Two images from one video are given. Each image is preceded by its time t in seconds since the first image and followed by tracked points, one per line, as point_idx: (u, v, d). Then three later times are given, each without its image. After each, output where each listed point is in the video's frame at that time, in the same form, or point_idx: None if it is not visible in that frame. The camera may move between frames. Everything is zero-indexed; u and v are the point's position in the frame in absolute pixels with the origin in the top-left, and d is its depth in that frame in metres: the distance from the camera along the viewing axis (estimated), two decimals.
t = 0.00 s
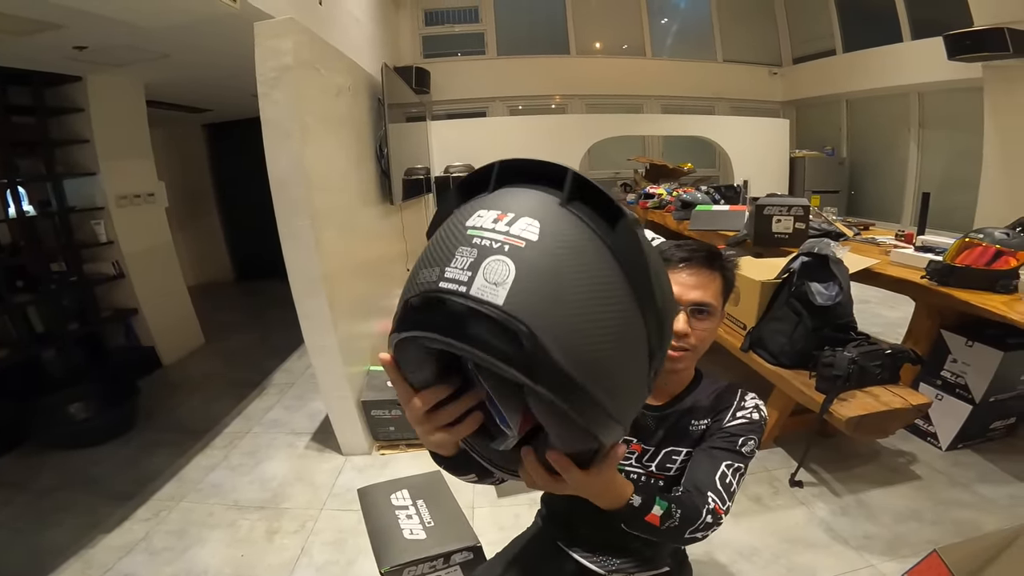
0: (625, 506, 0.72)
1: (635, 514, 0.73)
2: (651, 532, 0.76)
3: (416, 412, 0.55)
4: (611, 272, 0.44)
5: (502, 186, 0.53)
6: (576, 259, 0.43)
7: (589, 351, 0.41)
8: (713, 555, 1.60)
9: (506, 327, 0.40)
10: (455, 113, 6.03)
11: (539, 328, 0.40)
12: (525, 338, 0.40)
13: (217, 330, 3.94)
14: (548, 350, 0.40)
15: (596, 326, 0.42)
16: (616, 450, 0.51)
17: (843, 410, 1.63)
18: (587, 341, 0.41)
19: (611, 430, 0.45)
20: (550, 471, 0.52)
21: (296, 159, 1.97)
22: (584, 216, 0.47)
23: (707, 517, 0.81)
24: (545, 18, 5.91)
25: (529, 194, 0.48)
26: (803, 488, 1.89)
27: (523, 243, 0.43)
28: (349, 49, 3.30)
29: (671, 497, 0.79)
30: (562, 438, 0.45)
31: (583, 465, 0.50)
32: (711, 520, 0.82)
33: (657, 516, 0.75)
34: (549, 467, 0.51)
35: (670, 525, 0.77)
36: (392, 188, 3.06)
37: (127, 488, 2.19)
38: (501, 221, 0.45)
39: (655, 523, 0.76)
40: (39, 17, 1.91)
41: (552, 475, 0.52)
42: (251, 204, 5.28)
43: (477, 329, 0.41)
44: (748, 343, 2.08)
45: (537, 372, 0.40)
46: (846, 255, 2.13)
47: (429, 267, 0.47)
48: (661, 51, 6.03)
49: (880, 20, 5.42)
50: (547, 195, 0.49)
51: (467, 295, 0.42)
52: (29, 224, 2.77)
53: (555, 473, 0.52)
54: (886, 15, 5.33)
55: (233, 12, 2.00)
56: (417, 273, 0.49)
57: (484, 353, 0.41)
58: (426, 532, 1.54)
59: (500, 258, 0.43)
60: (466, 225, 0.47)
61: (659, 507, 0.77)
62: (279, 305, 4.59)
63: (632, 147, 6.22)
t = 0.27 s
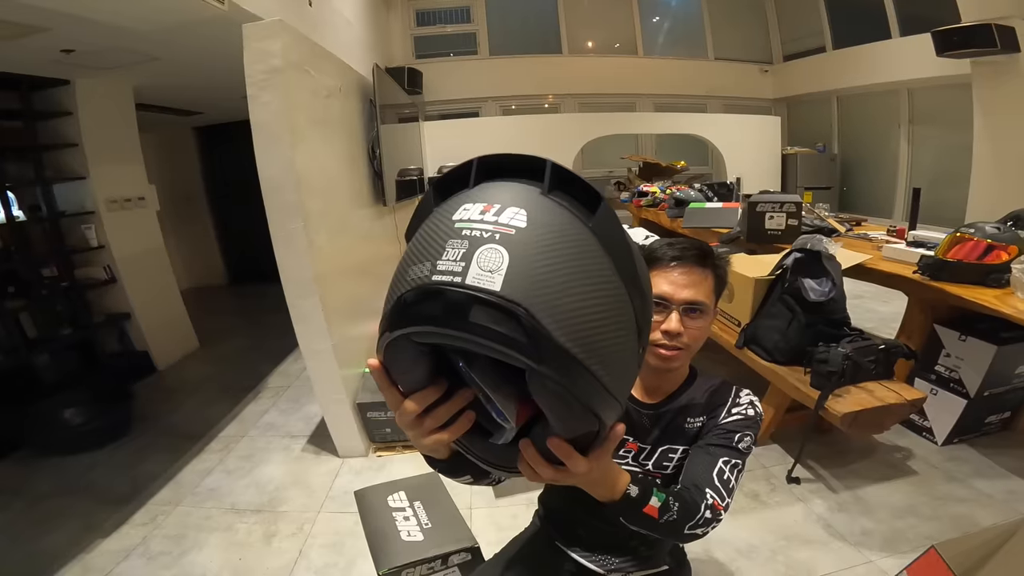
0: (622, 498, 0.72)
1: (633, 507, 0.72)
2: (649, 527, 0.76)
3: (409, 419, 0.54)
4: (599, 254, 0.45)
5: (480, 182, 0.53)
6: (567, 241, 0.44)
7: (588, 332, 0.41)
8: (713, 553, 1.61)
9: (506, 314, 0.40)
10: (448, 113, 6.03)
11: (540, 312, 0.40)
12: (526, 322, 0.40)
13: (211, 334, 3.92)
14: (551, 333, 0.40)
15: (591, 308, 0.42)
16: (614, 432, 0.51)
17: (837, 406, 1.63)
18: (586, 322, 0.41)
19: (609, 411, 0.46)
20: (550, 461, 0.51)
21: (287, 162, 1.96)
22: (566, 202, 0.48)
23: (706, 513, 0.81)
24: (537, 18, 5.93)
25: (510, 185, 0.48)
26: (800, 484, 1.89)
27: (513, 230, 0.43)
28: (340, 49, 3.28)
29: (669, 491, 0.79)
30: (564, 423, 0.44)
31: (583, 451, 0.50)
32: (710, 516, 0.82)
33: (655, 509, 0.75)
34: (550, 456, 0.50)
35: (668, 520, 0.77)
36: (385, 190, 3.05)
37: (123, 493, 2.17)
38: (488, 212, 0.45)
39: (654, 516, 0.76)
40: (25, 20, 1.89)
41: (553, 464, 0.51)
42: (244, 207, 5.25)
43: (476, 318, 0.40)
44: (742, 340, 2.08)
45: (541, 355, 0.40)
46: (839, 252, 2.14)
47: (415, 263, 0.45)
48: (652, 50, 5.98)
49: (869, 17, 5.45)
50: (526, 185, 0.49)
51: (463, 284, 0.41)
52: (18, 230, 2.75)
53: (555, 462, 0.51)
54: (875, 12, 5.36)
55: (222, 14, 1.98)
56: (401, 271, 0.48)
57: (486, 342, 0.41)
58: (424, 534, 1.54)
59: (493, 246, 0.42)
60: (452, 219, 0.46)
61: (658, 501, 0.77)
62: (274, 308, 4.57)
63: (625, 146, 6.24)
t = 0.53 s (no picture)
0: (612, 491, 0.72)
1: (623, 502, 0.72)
2: (641, 525, 0.76)
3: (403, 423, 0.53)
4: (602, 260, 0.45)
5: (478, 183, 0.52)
6: (572, 247, 0.43)
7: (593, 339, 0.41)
8: (705, 554, 1.60)
9: (511, 323, 0.39)
10: (446, 113, 6.03)
11: (547, 320, 0.39)
12: (533, 331, 0.39)
13: (205, 331, 3.91)
14: (557, 341, 0.39)
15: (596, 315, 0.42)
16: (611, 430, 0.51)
17: (831, 409, 1.64)
18: (591, 329, 0.41)
19: (609, 415, 0.46)
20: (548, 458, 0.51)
21: (283, 159, 1.95)
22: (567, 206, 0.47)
23: (699, 513, 0.81)
24: (537, 20, 5.94)
25: (510, 187, 0.47)
26: (793, 487, 1.89)
27: (517, 237, 0.42)
28: (339, 47, 3.27)
29: (661, 489, 0.79)
30: (565, 427, 0.45)
31: (580, 448, 0.51)
32: (704, 516, 0.82)
33: (647, 506, 0.75)
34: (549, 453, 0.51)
35: (660, 518, 0.76)
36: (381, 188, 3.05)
37: (114, 491, 2.16)
38: (491, 217, 0.44)
39: (645, 514, 0.75)
40: (22, 15, 1.88)
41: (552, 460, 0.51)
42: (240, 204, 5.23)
43: (482, 327, 0.40)
44: (737, 342, 2.09)
45: (547, 364, 0.40)
46: (834, 254, 2.15)
47: (415, 269, 0.44)
48: (651, 51, 6.07)
49: (867, 22, 5.47)
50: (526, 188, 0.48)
51: (467, 293, 0.40)
52: (12, 225, 2.73)
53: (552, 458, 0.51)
54: (873, 17, 5.39)
55: (220, 10, 1.98)
56: (398, 276, 0.46)
57: (490, 351, 0.40)
58: (416, 533, 1.53)
59: (497, 253, 0.41)
60: (452, 223, 0.45)
61: (650, 498, 0.77)
62: (268, 306, 4.56)
63: (622, 148, 6.25)
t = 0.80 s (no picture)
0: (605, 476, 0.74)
1: (614, 489, 0.73)
2: (635, 515, 0.76)
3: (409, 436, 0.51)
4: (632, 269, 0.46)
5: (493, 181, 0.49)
6: (609, 257, 0.43)
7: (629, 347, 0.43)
8: (706, 551, 1.61)
9: (567, 334, 0.39)
10: (445, 110, 6.00)
11: (600, 331, 0.40)
12: (585, 343, 0.39)
13: (204, 329, 3.90)
14: (604, 354, 0.40)
15: (632, 322, 0.43)
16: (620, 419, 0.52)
17: (832, 405, 1.63)
18: (631, 339, 0.43)
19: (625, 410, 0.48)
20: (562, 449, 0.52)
21: (282, 156, 1.95)
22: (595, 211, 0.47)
23: (696, 507, 0.81)
24: (536, 16, 5.91)
25: (544, 191, 0.46)
26: (793, 483, 1.90)
27: (564, 246, 0.42)
28: (338, 43, 3.26)
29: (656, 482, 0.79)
30: (586, 422, 0.46)
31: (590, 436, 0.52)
32: (701, 511, 0.81)
33: (639, 496, 0.75)
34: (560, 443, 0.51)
35: (653, 509, 0.76)
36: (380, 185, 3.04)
37: (114, 489, 2.16)
38: (531, 223, 0.43)
39: (638, 503, 0.76)
40: (21, 13, 1.87)
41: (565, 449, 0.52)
42: (238, 202, 5.21)
43: (534, 336, 0.38)
44: (737, 338, 2.08)
45: (593, 373, 0.40)
46: (835, 250, 2.14)
47: (449, 274, 0.41)
48: (651, 49, 5.76)
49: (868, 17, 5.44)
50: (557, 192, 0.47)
51: (520, 305, 0.38)
52: (10, 223, 2.73)
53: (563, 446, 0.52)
54: (874, 13, 5.37)
55: (218, 6, 1.97)
56: (425, 277, 0.43)
57: (542, 363, 0.39)
58: (418, 530, 1.53)
59: (547, 263, 0.40)
60: (487, 228, 0.43)
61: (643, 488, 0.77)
62: (267, 303, 4.55)
63: (622, 144, 6.24)
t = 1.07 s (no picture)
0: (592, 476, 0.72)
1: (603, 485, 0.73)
2: (623, 513, 0.76)
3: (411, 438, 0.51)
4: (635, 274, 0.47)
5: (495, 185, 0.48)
6: (617, 260, 0.45)
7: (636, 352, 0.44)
8: (701, 553, 1.60)
9: (592, 339, 0.40)
10: (443, 109, 6.00)
11: (619, 334, 0.42)
12: (603, 347, 0.41)
13: (199, 327, 3.88)
14: (619, 354, 0.43)
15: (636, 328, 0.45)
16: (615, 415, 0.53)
17: (828, 405, 1.63)
18: (640, 339, 0.45)
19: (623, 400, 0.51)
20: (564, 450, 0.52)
21: (278, 153, 1.94)
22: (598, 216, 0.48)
23: (686, 508, 0.80)
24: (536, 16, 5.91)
25: (549, 200, 0.46)
26: (788, 484, 1.89)
27: (580, 253, 0.42)
28: (337, 42, 3.25)
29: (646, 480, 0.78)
30: (592, 417, 0.47)
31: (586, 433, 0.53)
32: (690, 512, 0.81)
33: (627, 493, 0.75)
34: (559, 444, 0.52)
35: (642, 507, 0.76)
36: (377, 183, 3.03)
37: (106, 488, 2.15)
38: (548, 232, 0.43)
39: (626, 500, 0.75)
40: (16, 9, 1.86)
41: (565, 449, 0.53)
42: (234, 200, 5.19)
43: (560, 345, 0.39)
44: (733, 339, 2.07)
45: (606, 376, 0.42)
46: (830, 252, 2.14)
47: (471, 285, 0.41)
48: (650, 49, 6.05)
49: (867, 19, 5.45)
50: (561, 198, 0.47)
51: (545, 316, 0.39)
52: (4, 220, 2.74)
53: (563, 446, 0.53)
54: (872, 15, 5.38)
55: (215, 3, 1.96)
56: (443, 286, 0.42)
57: (572, 370, 0.40)
58: (412, 531, 1.52)
59: (568, 272, 0.41)
60: (505, 240, 0.42)
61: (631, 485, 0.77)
62: (264, 302, 4.53)
63: (620, 145, 6.24)
